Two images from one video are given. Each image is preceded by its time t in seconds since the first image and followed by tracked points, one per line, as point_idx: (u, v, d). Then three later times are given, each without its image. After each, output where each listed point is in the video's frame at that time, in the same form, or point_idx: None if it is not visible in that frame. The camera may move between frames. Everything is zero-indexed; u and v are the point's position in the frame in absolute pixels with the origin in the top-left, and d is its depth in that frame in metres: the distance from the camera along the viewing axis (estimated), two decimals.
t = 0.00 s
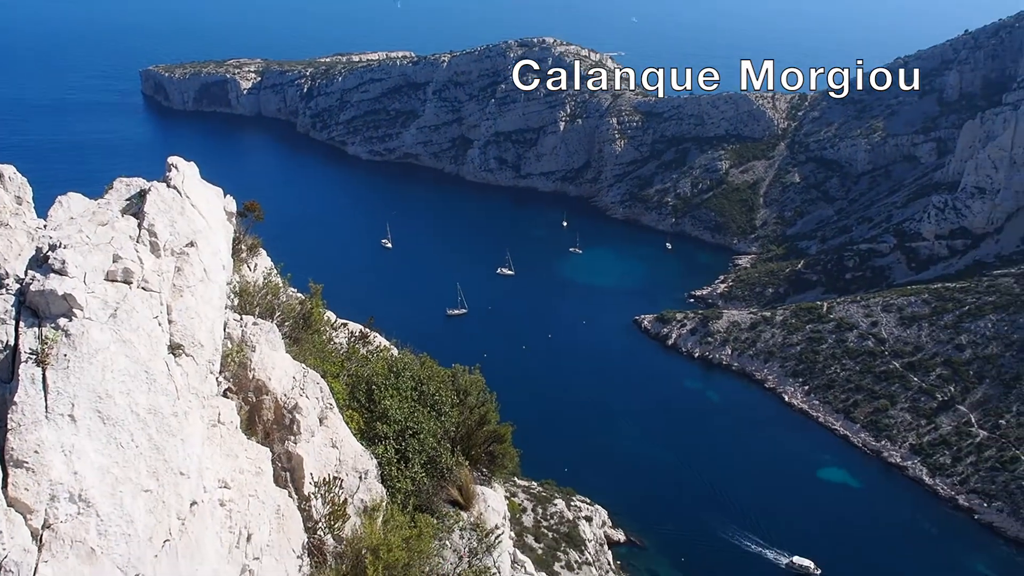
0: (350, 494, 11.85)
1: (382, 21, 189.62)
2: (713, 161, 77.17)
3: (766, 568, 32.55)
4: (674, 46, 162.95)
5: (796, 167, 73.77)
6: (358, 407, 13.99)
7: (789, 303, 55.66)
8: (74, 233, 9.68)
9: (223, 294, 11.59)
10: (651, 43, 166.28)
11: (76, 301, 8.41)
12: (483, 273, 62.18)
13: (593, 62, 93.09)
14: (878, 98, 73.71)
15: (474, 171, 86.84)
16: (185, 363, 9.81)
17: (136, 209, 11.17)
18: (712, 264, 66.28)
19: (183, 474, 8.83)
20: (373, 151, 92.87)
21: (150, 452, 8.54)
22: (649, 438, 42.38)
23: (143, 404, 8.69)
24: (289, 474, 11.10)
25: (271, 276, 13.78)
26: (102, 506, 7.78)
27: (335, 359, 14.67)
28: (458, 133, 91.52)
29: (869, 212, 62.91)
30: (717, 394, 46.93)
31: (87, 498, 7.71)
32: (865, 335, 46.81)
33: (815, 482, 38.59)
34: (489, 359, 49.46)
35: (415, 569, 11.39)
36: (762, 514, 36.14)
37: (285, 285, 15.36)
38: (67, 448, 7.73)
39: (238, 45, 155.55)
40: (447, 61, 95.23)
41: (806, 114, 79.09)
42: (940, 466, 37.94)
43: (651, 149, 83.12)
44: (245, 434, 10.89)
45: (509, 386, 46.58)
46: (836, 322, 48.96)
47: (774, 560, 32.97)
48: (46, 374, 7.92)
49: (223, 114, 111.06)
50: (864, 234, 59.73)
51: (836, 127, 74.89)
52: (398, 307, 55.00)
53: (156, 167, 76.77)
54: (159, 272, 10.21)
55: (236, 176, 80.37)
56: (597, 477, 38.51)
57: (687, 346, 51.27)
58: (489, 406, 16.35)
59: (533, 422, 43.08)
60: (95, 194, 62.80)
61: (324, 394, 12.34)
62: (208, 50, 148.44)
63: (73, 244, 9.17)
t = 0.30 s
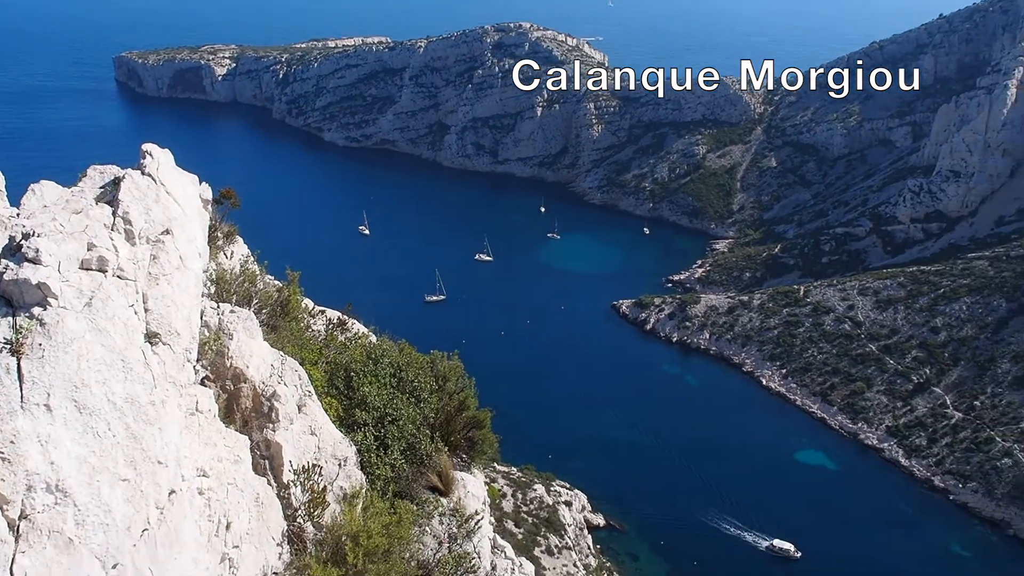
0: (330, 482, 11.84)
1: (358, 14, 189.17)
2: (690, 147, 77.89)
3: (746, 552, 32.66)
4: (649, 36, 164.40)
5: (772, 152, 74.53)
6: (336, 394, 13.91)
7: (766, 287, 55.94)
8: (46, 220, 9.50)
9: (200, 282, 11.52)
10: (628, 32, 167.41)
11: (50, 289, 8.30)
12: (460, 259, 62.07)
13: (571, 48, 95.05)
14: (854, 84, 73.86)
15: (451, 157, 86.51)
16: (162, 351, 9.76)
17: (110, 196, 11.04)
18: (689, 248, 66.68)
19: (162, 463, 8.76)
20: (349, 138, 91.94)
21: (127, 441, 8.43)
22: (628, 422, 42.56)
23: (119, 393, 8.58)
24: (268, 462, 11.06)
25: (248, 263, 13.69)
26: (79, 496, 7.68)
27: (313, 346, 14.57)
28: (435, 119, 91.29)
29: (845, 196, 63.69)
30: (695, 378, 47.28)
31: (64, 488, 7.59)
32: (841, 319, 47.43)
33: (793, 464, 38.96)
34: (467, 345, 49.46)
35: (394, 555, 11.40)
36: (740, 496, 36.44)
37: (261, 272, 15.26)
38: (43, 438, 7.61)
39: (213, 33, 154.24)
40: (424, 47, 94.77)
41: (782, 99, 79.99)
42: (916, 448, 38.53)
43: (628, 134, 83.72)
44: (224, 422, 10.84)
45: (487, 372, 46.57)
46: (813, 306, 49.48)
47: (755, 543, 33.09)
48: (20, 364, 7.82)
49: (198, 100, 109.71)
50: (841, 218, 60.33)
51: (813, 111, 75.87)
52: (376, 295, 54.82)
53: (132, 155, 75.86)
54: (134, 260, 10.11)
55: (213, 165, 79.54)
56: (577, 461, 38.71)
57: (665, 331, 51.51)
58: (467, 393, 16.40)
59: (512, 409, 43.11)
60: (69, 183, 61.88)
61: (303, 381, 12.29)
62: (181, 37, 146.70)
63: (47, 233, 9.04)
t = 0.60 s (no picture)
0: (311, 469, 11.84)
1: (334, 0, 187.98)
2: (669, 133, 78.27)
3: (728, 535, 32.94)
4: (628, 21, 165.04)
5: (751, 137, 75.24)
6: (317, 381, 13.88)
7: (746, 272, 56.51)
8: (20, 208, 9.36)
9: (179, 270, 11.45)
10: (607, 18, 167.87)
11: (25, 279, 8.20)
12: (439, 245, 61.93)
13: (549, 35, 94.54)
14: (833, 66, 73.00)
15: (431, 144, 86.25)
16: (140, 340, 9.70)
17: (86, 184, 10.94)
18: (668, 234, 67.17)
19: (141, 452, 8.67)
20: (328, 125, 91.29)
21: (106, 431, 8.31)
22: (608, 407, 42.75)
23: (98, 382, 8.47)
24: (248, 450, 11.06)
25: (227, 252, 13.63)
26: (59, 486, 7.59)
27: (293, 334, 14.50)
28: (414, 105, 90.77)
29: (824, 181, 64.37)
30: (675, 362, 47.52)
31: (43, 478, 7.48)
32: (820, 304, 48.15)
33: (772, 448, 39.33)
34: (448, 332, 49.48)
35: (377, 542, 11.35)
36: (720, 480, 36.77)
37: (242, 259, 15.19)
38: (21, 428, 7.48)
39: (188, 19, 152.63)
40: (402, 33, 94.21)
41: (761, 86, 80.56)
42: (894, 431, 39.11)
43: (607, 120, 84.05)
44: (204, 411, 10.81)
45: (468, 359, 46.61)
46: (792, 291, 50.09)
47: (738, 528, 33.38)
48: None
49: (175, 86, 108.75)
50: (819, 204, 61.03)
51: (791, 97, 76.35)
52: (357, 282, 54.76)
53: (109, 143, 74.99)
54: (112, 249, 10.00)
55: (192, 152, 78.84)
56: (558, 447, 38.91)
57: (646, 317, 51.58)
58: (449, 380, 16.36)
59: (493, 396, 43.18)
60: (44, 172, 61.05)
61: (283, 369, 12.27)
62: (155, 23, 144.94)
63: (22, 222, 8.92)
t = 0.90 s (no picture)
0: (293, 458, 11.82)
1: None
2: (650, 120, 78.31)
3: (711, 522, 33.24)
4: (607, 8, 165.07)
5: (731, 124, 75.65)
6: (298, 370, 13.83)
7: (727, 259, 56.74)
8: None
9: (158, 260, 11.33)
10: (587, 5, 167.83)
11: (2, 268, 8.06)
12: (421, 234, 61.78)
13: (530, 22, 93.28)
14: (811, 54, 74.16)
15: (412, 132, 86.11)
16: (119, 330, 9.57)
17: (64, 173, 10.80)
18: (649, 220, 67.43)
19: (122, 443, 8.56)
20: (308, 113, 91.12)
21: (86, 421, 8.18)
22: (590, 395, 42.93)
23: (77, 372, 8.34)
24: (230, 440, 11.04)
25: (207, 241, 13.55)
26: (38, 477, 7.48)
27: (275, 323, 14.41)
28: (395, 93, 90.00)
29: (804, 168, 64.79)
30: (657, 349, 47.80)
31: (22, 470, 7.38)
32: (800, 290, 48.52)
33: (754, 434, 39.69)
34: (429, 320, 49.51)
35: (360, 530, 11.32)
36: (702, 466, 37.06)
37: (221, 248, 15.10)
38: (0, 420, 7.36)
39: (163, 6, 150.73)
40: (382, 20, 92.99)
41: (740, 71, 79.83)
42: (875, 416, 39.65)
43: (588, 108, 83.44)
44: (184, 400, 10.73)
45: (450, 348, 46.63)
46: (773, 278, 50.42)
47: (721, 515, 33.66)
48: None
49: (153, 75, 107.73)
50: (799, 191, 61.43)
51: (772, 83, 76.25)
52: (339, 271, 54.63)
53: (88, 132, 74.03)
54: (91, 238, 9.85)
55: (171, 142, 78.08)
56: (539, 435, 39.19)
57: (627, 304, 51.76)
58: (431, 368, 16.30)
59: (475, 386, 43.28)
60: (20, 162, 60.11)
61: (264, 358, 12.20)
62: (130, 10, 143.01)
63: None
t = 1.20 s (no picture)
0: (276, 449, 11.80)
1: None
2: (632, 109, 78.43)
3: (696, 511, 33.61)
4: None
5: (713, 113, 75.91)
6: (280, 361, 13.79)
7: (709, 248, 56.97)
8: None
9: (139, 251, 11.22)
10: None
11: None
12: (403, 224, 61.68)
13: (512, 11, 93.15)
14: (792, 43, 74.86)
15: (392, 121, 85.52)
16: (100, 322, 9.48)
17: (42, 164, 10.69)
18: (631, 209, 67.76)
19: (103, 435, 8.45)
20: (290, 103, 89.94)
21: (67, 414, 8.09)
22: (574, 384, 43.04)
23: (57, 365, 8.25)
24: (213, 432, 11.00)
25: (188, 232, 13.47)
26: (19, 471, 7.40)
27: (256, 314, 14.30)
28: (376, 83, 89.46)
29: (785, 156, 65.14)
30: (641, 338, 47.98)
31: (3, 464, 7.29)
32: (783, 278, 48.80)
33: (737, 423, 39.99)
34: (412, 310, 49.51)
35: (343, 521, 11.32)
36: (686, 456, 37.36)
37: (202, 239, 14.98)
38: None
39: None
40: (363, 10, 92.21)
41: (723, 60, 79.42)
42: (856, 403, 40.06)
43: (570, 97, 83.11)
44: (166, 392, 10.67)
45: (433, 338, 46.55)
46: (755, 266, 50.65)
47: (707, 503, 33.97)
48: None
49: (133, 65, 105.66)
50: (781, 179, 61.75)
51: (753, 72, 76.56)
52: (323, 263, 54.45)
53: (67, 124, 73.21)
54: (70, 229, 9.72)
55: (152, 134, 77.25)
56: (523, 425, 39.35)
57: (610, 293, 51.77)
58: (414, 357, 16.32)
59: (459, 377, 43.27)
60: None
61: (246, 349, 12.17)
62: None
63: None
